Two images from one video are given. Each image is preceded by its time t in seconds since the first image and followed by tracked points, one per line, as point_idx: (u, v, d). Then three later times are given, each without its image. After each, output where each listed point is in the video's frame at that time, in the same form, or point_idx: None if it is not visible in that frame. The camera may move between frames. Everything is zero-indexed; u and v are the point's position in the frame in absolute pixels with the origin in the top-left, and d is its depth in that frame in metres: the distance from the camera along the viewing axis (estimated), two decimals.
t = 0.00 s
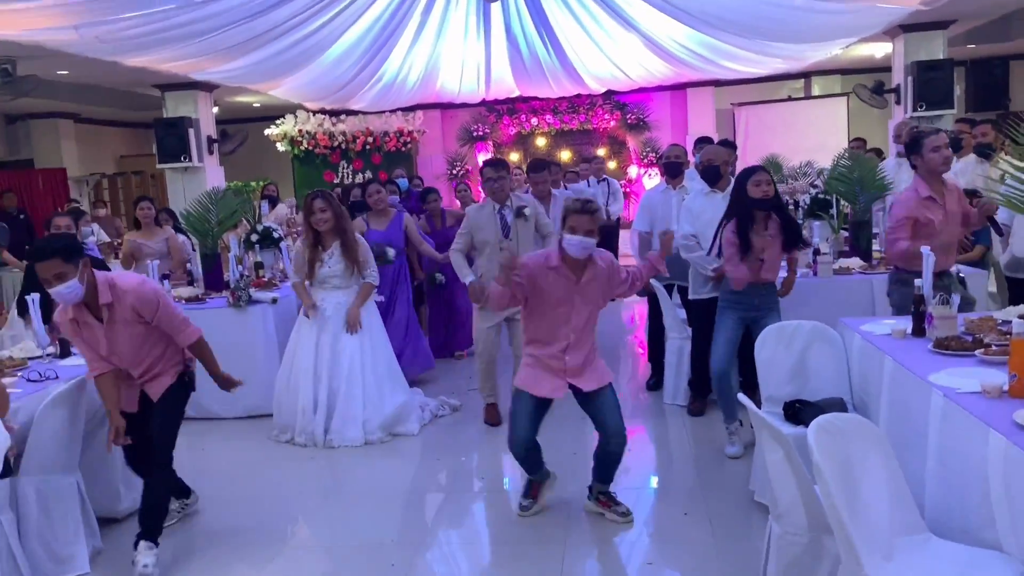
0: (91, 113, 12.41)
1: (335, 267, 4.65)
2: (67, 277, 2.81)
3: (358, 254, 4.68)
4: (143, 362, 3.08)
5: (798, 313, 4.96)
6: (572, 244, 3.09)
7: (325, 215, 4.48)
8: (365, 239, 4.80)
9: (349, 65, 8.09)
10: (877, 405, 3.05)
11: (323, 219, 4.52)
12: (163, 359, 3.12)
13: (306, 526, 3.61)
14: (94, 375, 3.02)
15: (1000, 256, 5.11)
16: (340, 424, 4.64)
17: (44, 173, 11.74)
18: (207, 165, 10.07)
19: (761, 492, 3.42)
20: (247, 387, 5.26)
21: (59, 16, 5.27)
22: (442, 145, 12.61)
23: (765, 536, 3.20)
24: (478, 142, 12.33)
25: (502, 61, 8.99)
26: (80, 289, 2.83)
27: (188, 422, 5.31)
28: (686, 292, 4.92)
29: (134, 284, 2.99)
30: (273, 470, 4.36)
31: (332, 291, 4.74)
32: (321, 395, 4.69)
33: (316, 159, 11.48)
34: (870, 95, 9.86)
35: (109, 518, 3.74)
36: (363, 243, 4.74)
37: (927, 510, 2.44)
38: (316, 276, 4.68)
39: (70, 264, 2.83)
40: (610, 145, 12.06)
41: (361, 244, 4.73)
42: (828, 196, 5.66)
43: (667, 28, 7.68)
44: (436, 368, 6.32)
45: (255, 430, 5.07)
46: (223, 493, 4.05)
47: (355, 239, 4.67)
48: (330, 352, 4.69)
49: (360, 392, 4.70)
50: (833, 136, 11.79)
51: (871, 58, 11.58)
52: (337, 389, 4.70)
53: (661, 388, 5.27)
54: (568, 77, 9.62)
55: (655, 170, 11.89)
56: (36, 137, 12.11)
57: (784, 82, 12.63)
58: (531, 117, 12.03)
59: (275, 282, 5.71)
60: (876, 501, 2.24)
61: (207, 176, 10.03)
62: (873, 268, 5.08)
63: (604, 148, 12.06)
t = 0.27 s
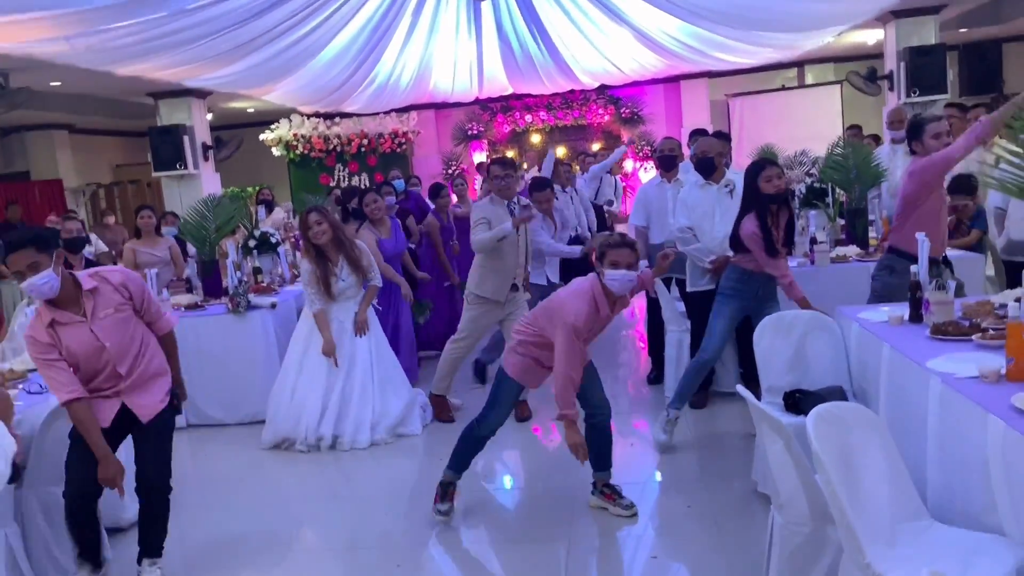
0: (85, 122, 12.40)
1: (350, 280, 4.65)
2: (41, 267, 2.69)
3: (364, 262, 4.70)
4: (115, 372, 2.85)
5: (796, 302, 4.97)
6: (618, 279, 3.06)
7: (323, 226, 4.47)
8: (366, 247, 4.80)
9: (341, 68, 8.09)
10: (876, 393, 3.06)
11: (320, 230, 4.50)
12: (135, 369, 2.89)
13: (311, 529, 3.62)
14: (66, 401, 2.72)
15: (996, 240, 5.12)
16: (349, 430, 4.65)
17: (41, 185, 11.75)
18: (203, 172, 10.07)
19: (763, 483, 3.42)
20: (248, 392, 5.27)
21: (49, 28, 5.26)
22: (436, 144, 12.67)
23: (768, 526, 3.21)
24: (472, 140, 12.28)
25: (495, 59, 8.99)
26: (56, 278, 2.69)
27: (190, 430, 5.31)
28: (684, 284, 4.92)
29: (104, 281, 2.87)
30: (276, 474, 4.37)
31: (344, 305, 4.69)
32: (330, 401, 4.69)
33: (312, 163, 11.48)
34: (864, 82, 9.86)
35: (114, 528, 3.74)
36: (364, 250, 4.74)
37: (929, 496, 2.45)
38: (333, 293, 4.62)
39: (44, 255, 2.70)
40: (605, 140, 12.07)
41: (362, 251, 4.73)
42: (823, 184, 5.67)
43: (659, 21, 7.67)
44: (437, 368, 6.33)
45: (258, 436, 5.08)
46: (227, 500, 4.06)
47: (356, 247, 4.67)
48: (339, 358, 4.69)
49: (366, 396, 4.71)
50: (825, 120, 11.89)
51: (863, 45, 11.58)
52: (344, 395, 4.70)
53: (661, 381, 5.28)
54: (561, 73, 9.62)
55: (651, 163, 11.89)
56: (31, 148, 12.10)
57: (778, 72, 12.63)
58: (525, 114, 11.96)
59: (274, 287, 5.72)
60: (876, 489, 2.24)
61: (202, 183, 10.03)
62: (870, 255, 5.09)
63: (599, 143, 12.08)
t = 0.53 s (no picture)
0: (86, 111, 12.38)
1: (338, 264, 4.62)
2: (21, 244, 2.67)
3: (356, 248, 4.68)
4: (88, 354, 2.88)
5: (794, 301, 4.97)
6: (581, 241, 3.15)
7: (322, 209, 4.45)
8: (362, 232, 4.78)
9: (343, 59, 8.07)
10: (873, 393, 3.06)
11: (319, 214, 4.50)
12: (107, 353, 2.93)
13: (307, 522, 3.62)
14: (45, 381, 2.70)
15: (994, 241, 5.13)
16: (354, 421, 4.66)
17: (40, 173, 11.72)
18: (203, 162, 10.05)
19: (759, 481, 3.43)
20: (246, 383, 5.27)
21: (51, 16, 5.25)
22: (437, 138, 12.66)
23: (765, 524, 3.22)
24: (473, 135, 12.26)
25: (496, 53, 8.98)
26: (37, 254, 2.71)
27: (188, 420, 5.32)
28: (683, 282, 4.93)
29: (76, 263, 2.93)
30: (273, 466, 4.37)
31: (337, 288, 4.70)
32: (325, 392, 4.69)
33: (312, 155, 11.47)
34: (865, 82, 9.85)
35: (111, 517, 3.74)
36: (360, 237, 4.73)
37: (924, 496, 2.45)
38: (321, 275, 4.63)
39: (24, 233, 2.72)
40: (605, 136, 12.05)
41: (358, 237, 4.72)
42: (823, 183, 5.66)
43: (662, 18, 7.67)
44: (434, 363, 6.34)
45: (255, 427, 5.09)
46: (224, 491, 4.06)
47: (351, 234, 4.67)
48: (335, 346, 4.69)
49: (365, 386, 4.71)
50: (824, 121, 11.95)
51: (866, 44, 11.56)
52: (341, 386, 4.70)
53: (659, 378, 5.29)
54: (562, 68, 9.61)
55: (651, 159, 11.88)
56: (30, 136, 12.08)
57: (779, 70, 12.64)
58: (526, 109, 11.99)
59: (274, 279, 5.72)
60: (873, 488, 2.25)
61: (202, 173, 10.02)
62: (869, 255, 5.10)
63: (600, 138, 12.05)
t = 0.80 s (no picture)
0: (91, 80, 12.32)
1: (314, 242, 4.60)
2: None
3: (339, 232, 4.63)
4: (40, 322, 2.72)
5: (788, 315, 4.97)
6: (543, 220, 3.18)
7: (321, 187, 4.52)
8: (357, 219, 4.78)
9: (353, 45, 8.04)
10: (863, 411, 3.06)
11: (317, 193, 4.57)
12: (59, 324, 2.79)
13: (287, 505, 3.60)
14: None
15: (992, 268, 5.13)
16: (342, 405, 4.66)
17: (41, 139, 11.67)
18: (205, 139, 10.01)
19: (743, 492, 3.43)
20: (235, 361, 5.25)
21: None
22: (442, 130, 12.64)
23: (746, 535, 3.22)
24: (478, 129, 12.26)
25: (506, 49, 8.96)
26: None
27: (174, 395, 5.30)
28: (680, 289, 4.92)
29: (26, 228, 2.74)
30: (258, 446, 4.36)
31: (314, 267, 4.68)
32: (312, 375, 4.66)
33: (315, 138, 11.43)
34: (873, 102, 9.85)
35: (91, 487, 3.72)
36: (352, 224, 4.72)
37: (908, 517, 2.45)
38: (296, 250, 4.66)
39: None
40: (610, 139, 12.03)
41: (346, 222, 4.66)
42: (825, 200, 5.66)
43: (674, 25, 7.66)
44: (425, 354, 6.32)
45: (241, 406, 5.07)
46: (207, 468, 4.05)
47: (339, 219, 4.64)
48: (319, 330, 4.63)
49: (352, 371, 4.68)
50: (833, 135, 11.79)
51: (875, 64, 11.57)
52: (329, 368, 4.67)
53: (649, 383, 5.29)
54: (571, 68, 9.59)
55: (654, 165, 11.87)
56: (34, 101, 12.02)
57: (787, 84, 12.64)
58: (533, 106, 11.97)
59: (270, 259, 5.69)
60: (858, 505, 2.25)
61: (204, 149, 9.98)
62: (866, 274, 5.10)
63: (604, 141, 12.01)
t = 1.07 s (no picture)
0: (98, 51, 12.28)
1: (302, 225, 4.64)
2: None
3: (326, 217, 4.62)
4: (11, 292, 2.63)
5: (781, 329, 4.99)
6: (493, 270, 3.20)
7: (321, 172, 4.57)
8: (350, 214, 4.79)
9: (363, 33, 8.03)
10: (851, 429, 3.08)
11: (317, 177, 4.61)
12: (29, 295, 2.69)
13: (271, 488, 3.61)
14: None
15: (986, 295, 5.16)
16: (318, 389, 4.59)
17: (45, 107, 11.63)
18: (209, 117, 9.99)
19: (727, 503, 3.44)
20: (227, 342, 5.24)
21: None
22: (447, 123, 12.62)
23: (727, 545, 3.24)
24: (483, 124, 12.22)
25: (516, 47, 8.96)
26: None
27: (164, 371, 5.30)
28: (676, 297, 4.92)
29: None
30: (245, 428, 4.36)
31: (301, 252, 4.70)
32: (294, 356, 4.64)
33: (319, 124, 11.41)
34: (877, 122, 9.88)
35: (77, 459, 3.72)
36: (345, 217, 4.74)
37: (889, 537, 2.47)
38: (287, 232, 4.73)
39: None
40: (614, 143, 12.03)
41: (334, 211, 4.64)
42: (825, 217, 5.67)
43: (686, 33, 7.67)
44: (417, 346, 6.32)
45: (231, 387, 5.07)
46: (194, 447, 4.05)
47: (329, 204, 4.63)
48: (305, 309, 4.63)
49: (334, 355, 4.61)
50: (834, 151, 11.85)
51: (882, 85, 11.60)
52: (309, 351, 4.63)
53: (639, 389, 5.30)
54: (580, 70, 9.59)
55: (656, 172, 11.88)
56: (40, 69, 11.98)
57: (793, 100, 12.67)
58: (539, 106, 11.94)
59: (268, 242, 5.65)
60: (841, 522, 2.26)
61: (208, 128, 9.96)
62: (861, 293, 5.12)
63: (608, 145, 12.03)
